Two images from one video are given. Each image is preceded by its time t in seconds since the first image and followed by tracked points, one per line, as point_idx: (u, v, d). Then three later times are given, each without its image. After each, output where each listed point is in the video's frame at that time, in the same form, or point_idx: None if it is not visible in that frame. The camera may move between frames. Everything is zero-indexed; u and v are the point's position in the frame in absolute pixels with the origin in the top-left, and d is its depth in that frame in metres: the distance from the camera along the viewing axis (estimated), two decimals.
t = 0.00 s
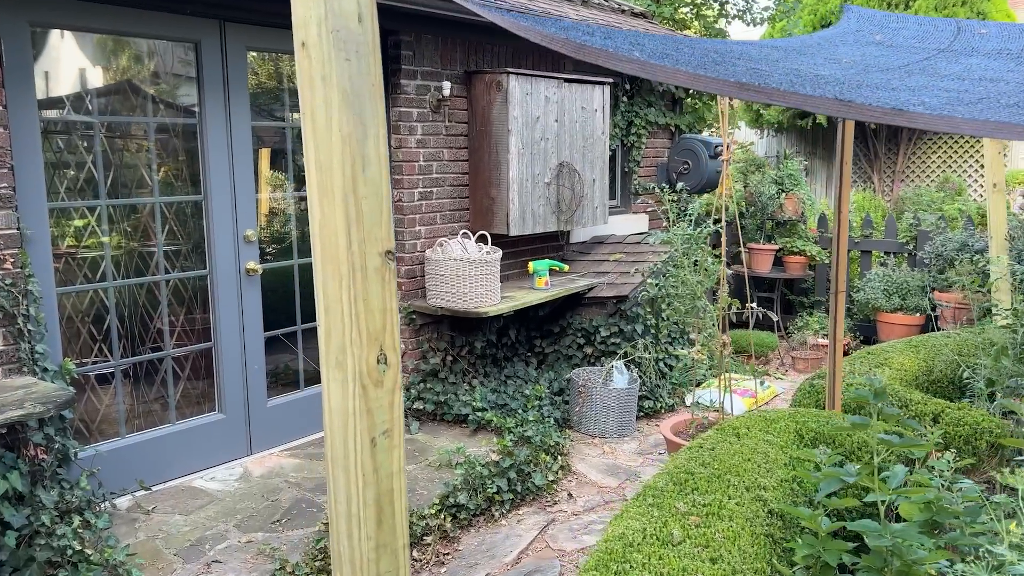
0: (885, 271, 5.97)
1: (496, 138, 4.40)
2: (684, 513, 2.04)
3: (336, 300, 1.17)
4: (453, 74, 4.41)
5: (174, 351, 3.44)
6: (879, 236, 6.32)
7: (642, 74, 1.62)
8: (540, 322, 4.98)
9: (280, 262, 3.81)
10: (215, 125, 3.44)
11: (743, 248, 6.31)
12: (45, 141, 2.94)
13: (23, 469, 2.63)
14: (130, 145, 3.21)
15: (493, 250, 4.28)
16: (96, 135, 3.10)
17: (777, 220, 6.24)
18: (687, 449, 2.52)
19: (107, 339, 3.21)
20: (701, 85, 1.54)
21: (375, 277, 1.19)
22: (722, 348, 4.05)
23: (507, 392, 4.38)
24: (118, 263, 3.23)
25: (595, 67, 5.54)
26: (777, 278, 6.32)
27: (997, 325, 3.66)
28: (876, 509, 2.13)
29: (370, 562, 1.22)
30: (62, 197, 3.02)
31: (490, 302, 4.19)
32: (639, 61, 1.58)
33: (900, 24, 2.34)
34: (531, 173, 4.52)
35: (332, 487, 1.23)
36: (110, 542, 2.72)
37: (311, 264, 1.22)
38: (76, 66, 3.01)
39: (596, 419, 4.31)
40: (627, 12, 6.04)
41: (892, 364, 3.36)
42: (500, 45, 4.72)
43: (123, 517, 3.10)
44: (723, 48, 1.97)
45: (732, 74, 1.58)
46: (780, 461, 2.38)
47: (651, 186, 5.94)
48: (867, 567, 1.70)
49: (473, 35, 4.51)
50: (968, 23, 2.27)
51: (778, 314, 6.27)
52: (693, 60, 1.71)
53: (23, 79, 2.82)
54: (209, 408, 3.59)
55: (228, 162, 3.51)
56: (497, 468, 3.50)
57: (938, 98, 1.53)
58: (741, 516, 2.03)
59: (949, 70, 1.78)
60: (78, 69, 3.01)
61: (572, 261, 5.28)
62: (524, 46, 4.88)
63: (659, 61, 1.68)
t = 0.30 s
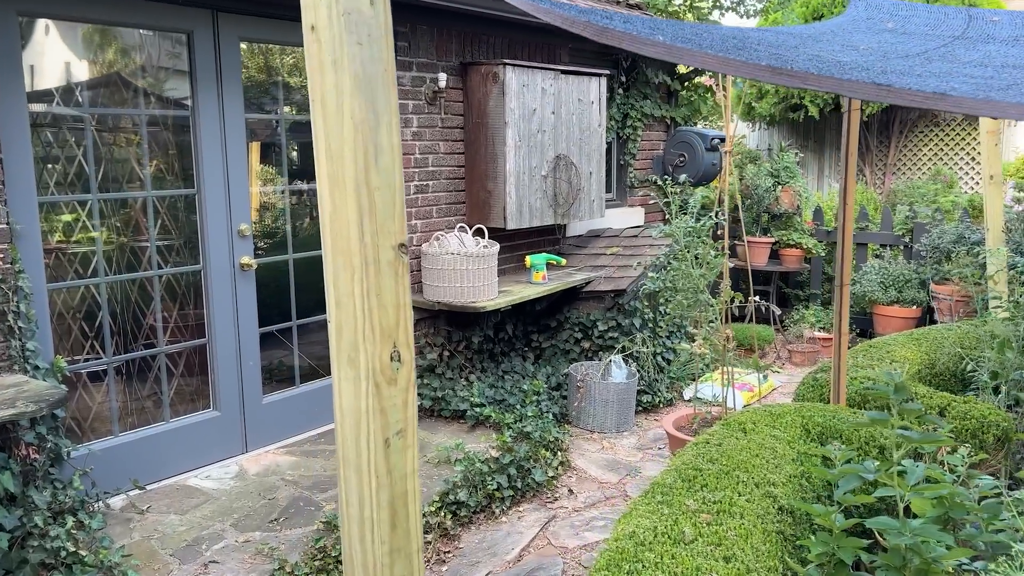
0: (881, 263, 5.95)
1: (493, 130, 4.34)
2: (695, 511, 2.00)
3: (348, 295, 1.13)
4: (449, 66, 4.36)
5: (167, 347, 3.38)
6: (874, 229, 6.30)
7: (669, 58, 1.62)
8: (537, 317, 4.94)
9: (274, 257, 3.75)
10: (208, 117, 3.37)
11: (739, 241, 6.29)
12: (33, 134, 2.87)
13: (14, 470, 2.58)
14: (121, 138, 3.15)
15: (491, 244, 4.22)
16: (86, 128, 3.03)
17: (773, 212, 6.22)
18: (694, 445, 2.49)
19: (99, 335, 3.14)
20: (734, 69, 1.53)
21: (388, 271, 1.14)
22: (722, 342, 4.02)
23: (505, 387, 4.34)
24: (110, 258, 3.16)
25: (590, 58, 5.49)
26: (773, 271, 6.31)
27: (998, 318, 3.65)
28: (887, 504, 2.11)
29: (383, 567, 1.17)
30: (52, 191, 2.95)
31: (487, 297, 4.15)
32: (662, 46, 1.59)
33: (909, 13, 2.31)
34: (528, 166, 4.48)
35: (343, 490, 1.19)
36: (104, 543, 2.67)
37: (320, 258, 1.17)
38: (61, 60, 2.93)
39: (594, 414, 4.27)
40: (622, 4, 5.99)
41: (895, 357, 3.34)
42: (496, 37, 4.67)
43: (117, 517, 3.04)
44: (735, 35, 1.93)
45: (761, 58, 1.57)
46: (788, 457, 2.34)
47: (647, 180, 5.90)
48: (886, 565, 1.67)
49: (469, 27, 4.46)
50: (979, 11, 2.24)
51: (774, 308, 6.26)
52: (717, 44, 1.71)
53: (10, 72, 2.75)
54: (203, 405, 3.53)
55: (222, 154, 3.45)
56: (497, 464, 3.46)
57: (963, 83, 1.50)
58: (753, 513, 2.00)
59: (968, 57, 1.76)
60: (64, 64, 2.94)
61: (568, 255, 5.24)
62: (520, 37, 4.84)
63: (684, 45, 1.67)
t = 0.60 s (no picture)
0: (876, 256, 5.94)
1: (488, 123, 4.29)
2: (703, 508, 1.97)
3: (356, 290, 1.09)
4: (443, 57, 4.30)
5: (159, 344, 3.32)
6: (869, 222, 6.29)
7: (692, 39, 1.62)
8: (533, 312, 4.90)
9: (267, 252, 3.69)
10: (199, 110, 3.31)
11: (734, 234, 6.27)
12: (21, 128, 2.81)
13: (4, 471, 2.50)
14: (111, 131, 3.08)
15: (487, 238, 4.18)
16: (75, 122, 2.97)
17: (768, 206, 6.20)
18: (697, 441, 2.45)
19: (90, 333, 3.08)
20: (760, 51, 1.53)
21: (397, 266, 1.10)
22: (721, 336, 3.99)
23: (501, 382, 4.31)
24: (100, 254, 3.09)
25: (585, 50, 5.45)
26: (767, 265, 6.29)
27: (998, 310, 3.63)
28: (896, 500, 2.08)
29: (393, 572, 1.15)
30: (40, 186, 2.89)
31: (483, 291, 4.11)
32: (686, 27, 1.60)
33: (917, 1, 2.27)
34: (524, 159, 4.43)
35: (350, 491, 1.16)
36: (97, 545, 2.61)
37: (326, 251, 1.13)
38: (46, 54, 2.87)
39: (591, 409, 4.24)
40: None
41: (896, 351, 3.32)
42: (491, 28, 4.62)
43: (109, 518, 2.99)
44: (745, 21, 1.89)
45: (785, 40, 1.56)
46: (794, 453, 2.32)
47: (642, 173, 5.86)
48: (900, 564, 1.64)
49: (464, 18, 4.41)
50: None
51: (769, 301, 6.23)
52: (739, 27, 1.69)
53: None
54: (197, 403, 3.48)
55: (214, 148, 3.39)
56: (496, 461, 3.42)
57: (985, 68, 1.47)
58: (761, 510, 1.97)
59: (984, 45, 1.72)
60: (48, 57, 2.87)
61: (564, 249, 5.20)
62: (515, 29, 4.79)
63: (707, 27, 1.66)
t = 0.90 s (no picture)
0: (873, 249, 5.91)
1: (484, 115, 4.23)
2: (715, 507, 1.92)
3: (364, 284, 1.03)
4: (438, 48, 4.23)
5: (151, 342, 3.24)
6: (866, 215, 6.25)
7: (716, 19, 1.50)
8: (529, 307, 4.82)
9: (259, 247, 3.62)
10: (189, 101, 3.23)
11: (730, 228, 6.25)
12: (7, 122, 2.73)
13: None
14: (99, 124, 3.00)
15: (484, 233, 4.11)
16: (62, 116, 2.89)
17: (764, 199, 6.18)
18: (704, 438, 2.40)
19: (79, 330, 3.01)
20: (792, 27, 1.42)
21: (407, 258, 1.05)
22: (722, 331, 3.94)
23: (498, 378, 4.25)
24: (89, 249, 3.02)
25: (580, 41, 5.39)
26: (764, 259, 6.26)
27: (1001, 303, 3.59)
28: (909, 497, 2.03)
29: None
30: (27, 181, 2.81)
31: (480, 286, 4.04)
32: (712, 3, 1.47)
33: None
34: (520, 152, 4.37)
35: (358, 497, 1.10)
36: (89, 547, 2.55)
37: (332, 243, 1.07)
38: (32, 50, 2.79)
39: (589, 405, 4.19)
40: None
41: (900, 344, 3.28)
42: (486, 19, 4.55)
43: (101, 519, 2.92)
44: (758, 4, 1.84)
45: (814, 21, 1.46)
46: (802, 450, 2.27)
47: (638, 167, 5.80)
48: (923, 564, 1.59)
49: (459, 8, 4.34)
50: None
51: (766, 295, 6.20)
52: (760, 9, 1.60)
53: None
54: (189, 401, 3.41)
55: (205, 141, 3.31)
56: (495, 458, 3.37)
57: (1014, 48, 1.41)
58: (773, 508, 1.92)
59: (1007, 28, 1.67)
60: (35, 52, 2.80)
61: (561, 243, 5.15)
62: (510, 20, 4.72)
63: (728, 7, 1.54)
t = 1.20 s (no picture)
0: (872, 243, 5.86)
1: (481, 107, 4.15)
2: (731, 510, 1.85)
3: (378, 279, 0.98)
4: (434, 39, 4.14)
5: (142, 340, 3.15)
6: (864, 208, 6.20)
7: None
8: (528, 302, 4.79)
9: (252, 243, 3.53)
10: (180, 92, 3.14)
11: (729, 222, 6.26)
12: None
13: None
14: (87, 116, 2.91)
15: (482, 227, 4.03)
16: (50, 109, 2.79)
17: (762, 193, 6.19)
18: (715, 437, 2.34)
19: (68, 329, 2.92)
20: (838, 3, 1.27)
21: (423, 252, 0.99)
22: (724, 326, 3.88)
23: (497, 376, 4.18)
24: (77, 246, 2.92)
25: (577, 33, 5.31)
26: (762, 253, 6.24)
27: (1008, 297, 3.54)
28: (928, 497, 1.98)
29: None
30: (12, 175, 2.72)
31: (478, 282, 3.97)
32: None
33: None
34: (518, 145, 4.29)
35: (371, 508, 1.04)
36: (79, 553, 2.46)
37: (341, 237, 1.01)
38: (18, 44, 2.70)
39: (589, 402, 4.12)
40: None
41: (908, 339, 3.22)
42: (482, 9, 4.46)
43: (91, 524, 2.83)
44: None
45: None
46: (816, 449, 2.21)
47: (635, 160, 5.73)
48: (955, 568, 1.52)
49: None
50: None
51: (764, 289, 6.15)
52: None
53: None
54: (182, 401, 3.32)
55: (197, 133, 3.22)
56: (496, 457, 3.30)
57: None
58: (790, 511, 1.85)
59: None
60: (21, 45, 2.70)
61: (558, 238, 5.08)
62: (507, 11, 4.64)
63: None
